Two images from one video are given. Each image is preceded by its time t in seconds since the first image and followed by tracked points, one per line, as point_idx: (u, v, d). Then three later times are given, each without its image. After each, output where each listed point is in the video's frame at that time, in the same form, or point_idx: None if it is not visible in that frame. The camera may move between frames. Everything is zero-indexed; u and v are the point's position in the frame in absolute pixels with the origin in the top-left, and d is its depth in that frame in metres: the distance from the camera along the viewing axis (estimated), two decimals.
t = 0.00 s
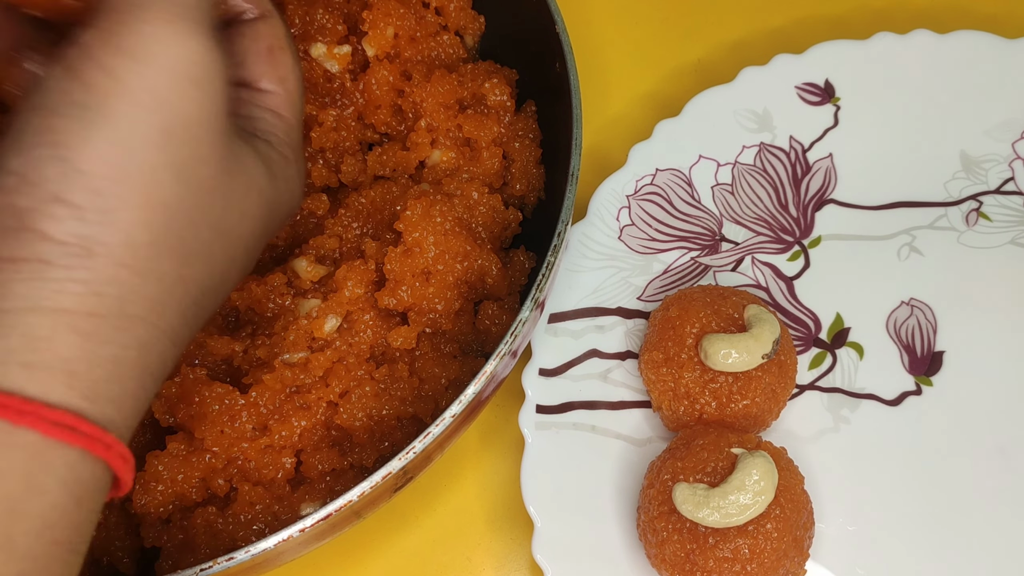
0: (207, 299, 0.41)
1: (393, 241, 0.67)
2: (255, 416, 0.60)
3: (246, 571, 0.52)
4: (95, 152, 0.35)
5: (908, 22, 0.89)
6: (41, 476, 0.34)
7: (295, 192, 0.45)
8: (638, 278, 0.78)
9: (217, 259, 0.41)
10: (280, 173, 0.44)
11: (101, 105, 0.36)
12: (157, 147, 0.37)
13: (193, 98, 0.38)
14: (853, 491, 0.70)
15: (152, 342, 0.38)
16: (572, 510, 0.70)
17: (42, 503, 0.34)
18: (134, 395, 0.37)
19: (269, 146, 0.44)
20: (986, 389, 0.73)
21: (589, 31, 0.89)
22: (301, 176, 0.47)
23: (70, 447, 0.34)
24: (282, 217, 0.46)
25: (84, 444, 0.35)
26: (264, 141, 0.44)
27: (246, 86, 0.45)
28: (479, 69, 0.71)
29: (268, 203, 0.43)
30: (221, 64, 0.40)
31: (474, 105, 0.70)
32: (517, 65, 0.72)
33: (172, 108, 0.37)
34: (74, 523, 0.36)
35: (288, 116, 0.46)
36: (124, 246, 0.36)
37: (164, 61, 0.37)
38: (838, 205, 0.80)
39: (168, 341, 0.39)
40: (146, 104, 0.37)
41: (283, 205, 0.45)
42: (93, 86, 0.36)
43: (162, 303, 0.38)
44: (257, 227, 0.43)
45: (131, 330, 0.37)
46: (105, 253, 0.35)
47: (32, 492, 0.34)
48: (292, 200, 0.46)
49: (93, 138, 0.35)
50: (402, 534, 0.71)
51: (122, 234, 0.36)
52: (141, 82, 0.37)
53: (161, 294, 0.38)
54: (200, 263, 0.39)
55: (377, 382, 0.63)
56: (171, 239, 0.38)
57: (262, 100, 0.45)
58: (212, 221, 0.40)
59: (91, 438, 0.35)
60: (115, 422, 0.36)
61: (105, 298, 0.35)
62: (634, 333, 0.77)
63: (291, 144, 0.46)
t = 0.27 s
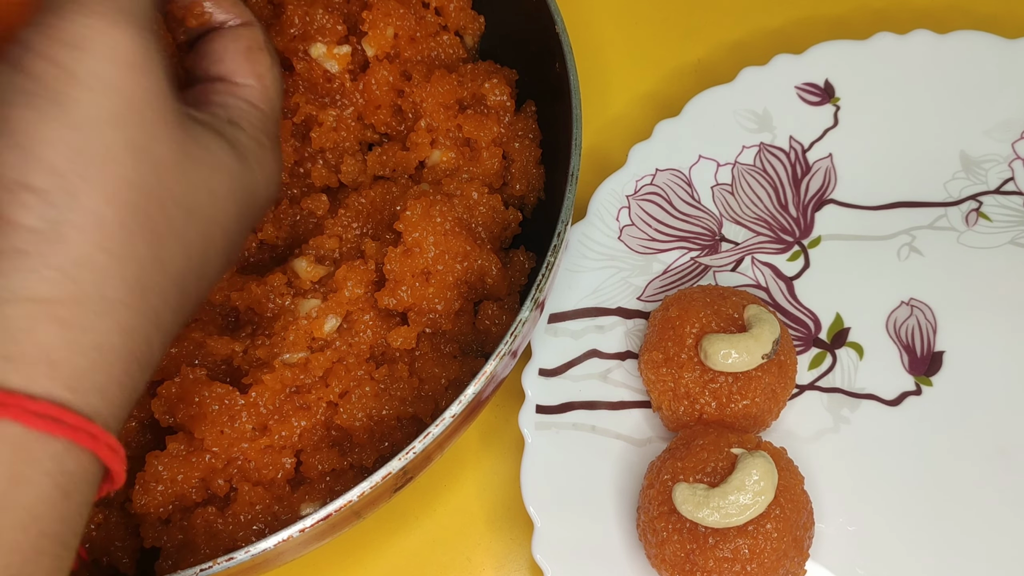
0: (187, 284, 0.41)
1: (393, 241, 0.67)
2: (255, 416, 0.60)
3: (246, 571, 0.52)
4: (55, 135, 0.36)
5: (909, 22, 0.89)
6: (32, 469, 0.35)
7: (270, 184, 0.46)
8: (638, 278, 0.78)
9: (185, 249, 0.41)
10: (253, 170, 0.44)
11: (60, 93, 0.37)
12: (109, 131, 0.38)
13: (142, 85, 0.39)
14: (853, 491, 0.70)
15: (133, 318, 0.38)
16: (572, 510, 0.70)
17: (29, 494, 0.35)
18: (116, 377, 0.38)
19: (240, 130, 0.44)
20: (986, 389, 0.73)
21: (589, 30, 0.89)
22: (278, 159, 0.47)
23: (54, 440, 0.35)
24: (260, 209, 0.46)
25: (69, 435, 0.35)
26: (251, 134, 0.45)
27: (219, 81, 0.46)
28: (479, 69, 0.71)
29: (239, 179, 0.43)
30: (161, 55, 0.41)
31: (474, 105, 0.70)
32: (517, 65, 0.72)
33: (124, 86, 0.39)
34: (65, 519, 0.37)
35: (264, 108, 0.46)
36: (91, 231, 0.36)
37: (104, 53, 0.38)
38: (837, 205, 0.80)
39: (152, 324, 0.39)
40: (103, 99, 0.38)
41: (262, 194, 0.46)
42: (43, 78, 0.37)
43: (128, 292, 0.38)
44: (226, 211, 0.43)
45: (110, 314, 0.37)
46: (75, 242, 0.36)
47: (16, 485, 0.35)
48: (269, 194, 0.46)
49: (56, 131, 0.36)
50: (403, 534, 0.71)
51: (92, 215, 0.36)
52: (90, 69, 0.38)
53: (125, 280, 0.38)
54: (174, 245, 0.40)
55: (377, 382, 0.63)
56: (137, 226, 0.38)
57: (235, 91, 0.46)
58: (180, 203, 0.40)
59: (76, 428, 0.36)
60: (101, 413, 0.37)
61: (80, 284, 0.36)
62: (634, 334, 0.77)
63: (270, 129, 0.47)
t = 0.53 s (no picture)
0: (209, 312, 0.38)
1: (393, 241, 0.67)
2: (255, 416, 0.60)
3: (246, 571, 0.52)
4: (90, 153, 0.35)
5: (909, 22, 0.89)
6: (41, 518, 0.32)
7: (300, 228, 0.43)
8: (638, 278, 0.78)
9: (224, 279, 0.39)
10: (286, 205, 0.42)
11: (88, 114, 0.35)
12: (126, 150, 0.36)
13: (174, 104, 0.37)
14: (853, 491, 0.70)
15: (166, 367, 0.36)
16: (572, 510, 0.70)
17: (42, 549, 0.32)
18: (135, 409, 0.35)
19: (277, 160, 0.42)
20: (986, 390, 0.73)
21: (588, 31, 0.89)
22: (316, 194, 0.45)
23: (66, 488, 0.32)
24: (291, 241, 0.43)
25: (85, 482, 0.33)
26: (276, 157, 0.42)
27: (269, 110, 0.44)
28: (479, 69, 0.71)
29: (275, 217, 0.41)
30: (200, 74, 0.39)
31: (474, 106, 0.70)
32: (517, 65, 0.71)
33: (158, 108, 0.37)
34: (82, 568, 0.34)
35: (312, 145, 0.44)
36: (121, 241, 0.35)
37: (138, 76, 0.37)
38: (838, 206, 0.80)
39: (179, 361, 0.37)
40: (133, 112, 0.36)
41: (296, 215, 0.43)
42: (77, 98, 0.35)
43: (165, 317, 0.36)
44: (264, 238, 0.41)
45: (132, 351, 0.35)
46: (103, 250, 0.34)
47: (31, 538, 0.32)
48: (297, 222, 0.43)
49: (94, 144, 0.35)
50: (402, 534, 0.71)
51: (113, 240, 0.34)
52: (120, 91, 0.36)
53: (162, 301, 0.36)
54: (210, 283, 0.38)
55: (377, 383, 0.63)
56: (171, 259, 0.36)
57: (283, 119, 0.44)
58: (212, 234, 0.38)
59: (90, 474, 0.33)
60: (119, 457, 0.34)
61: (99, 319, 0.34)
62: (634, 333, 0.77)
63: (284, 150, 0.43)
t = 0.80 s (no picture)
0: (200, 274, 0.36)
1: (393, 241, 0.67)
2: (255, 416, 0.60)
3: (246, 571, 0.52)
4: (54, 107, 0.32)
5: (908, 22, 0.89)
6: (45, 474, 0.30)
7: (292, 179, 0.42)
8: (637, 278, 0.78)
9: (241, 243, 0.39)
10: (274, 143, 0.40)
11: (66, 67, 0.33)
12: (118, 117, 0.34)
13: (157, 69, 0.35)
14: (853, 491, 0.70)
15: (160, 309, 0.34)
16: (572, 510, 0.70)
17: (47, 506, 0.31)
18: (156, 366, 0.34)
19: (263, 102, 0.41)
20: (986, 389, 0.73)
21: (588, 31, 0.89)
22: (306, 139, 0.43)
23: (72, 440, 0.31)
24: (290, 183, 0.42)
25: (87, 434, 0.31)
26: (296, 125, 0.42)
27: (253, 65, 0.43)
28: (479, 69, 0.71)
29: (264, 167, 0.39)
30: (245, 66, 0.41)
31: (474, 105, 0.70)
32: (517, 65, 0.71)
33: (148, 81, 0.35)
34: (91, 525, 0.32)
35: (298, 91, 0.43)
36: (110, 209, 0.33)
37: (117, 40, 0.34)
38: (838, 206, 0.80)
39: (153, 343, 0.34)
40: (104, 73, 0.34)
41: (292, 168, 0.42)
42: (39, 62, 0.33)
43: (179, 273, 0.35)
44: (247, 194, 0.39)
45: (149, 311, 0.34)
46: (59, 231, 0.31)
47: (32, 496, 0.30)
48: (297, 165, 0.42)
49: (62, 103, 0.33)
50: (402, 534, 0.71)
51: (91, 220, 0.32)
52: (90, 51, 0.34)
53: (179, 257, 0.35)
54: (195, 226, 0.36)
55: (377, 382, 0.63)
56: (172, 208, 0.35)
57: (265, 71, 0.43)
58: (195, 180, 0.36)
59: (94, 426, 0.31)
60: (121, 404, 0.33)
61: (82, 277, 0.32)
62: (634, 333, 0.77)
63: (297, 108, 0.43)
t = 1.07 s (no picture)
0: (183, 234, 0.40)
1: (393, 241, 0.67)
2: (255, 416, 0.60)
3: (246, 571, 0.52)
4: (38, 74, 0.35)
5: (908, 22, 0.89)
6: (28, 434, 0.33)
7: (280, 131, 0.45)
8: (638, 278, 0.78)
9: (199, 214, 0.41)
10: (264, 112, 0.43)
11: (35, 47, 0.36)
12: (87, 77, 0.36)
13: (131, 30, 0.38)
14: (853, 491, 0.70)
15: (128, 281, 0.37)
16: (572, 510, 0.70)
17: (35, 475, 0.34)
18: (113, 319, 0.37)
19: (252, 58, 0.44)
20: (986, 390, 0.73)
21: (588, 31, 0.89)
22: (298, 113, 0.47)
23: (19, 392, 0.33)
24: (273, 149, 0.45)
25: (35, 386, 0.33)
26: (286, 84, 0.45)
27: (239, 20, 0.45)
28: (479, 68, 0.71)
29: (227, 144, 0.42)
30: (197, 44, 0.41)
31: (474, 105, 0.70)
32: (517, 65, 0.72)
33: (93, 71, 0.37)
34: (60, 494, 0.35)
35: (282, 43, 0.46)
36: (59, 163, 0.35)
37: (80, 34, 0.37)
38: (838, 206, 0.80)
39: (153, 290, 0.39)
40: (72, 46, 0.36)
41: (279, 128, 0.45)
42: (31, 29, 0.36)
43: (143, 233, 0.38)
44: (225, 168, 0.42)
45: (72, 284, 0.35)
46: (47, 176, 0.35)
47: (33, 461, 0.34)
48: (283, 130, 0.45)
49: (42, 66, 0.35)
50: (402, 534, 0.71)
51: (49, 127, 0.35)
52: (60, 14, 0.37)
53: (144, 221, 0.38)
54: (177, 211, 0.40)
55: (377, 382, 0.63)
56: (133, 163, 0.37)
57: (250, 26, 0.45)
58: (171, 137, 0.39)
59: (38, 376, 0.33)
60: (86, 370, 0.36)
61: (69, 270, 0.35)
62: (634, 334, 0.77)
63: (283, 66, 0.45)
